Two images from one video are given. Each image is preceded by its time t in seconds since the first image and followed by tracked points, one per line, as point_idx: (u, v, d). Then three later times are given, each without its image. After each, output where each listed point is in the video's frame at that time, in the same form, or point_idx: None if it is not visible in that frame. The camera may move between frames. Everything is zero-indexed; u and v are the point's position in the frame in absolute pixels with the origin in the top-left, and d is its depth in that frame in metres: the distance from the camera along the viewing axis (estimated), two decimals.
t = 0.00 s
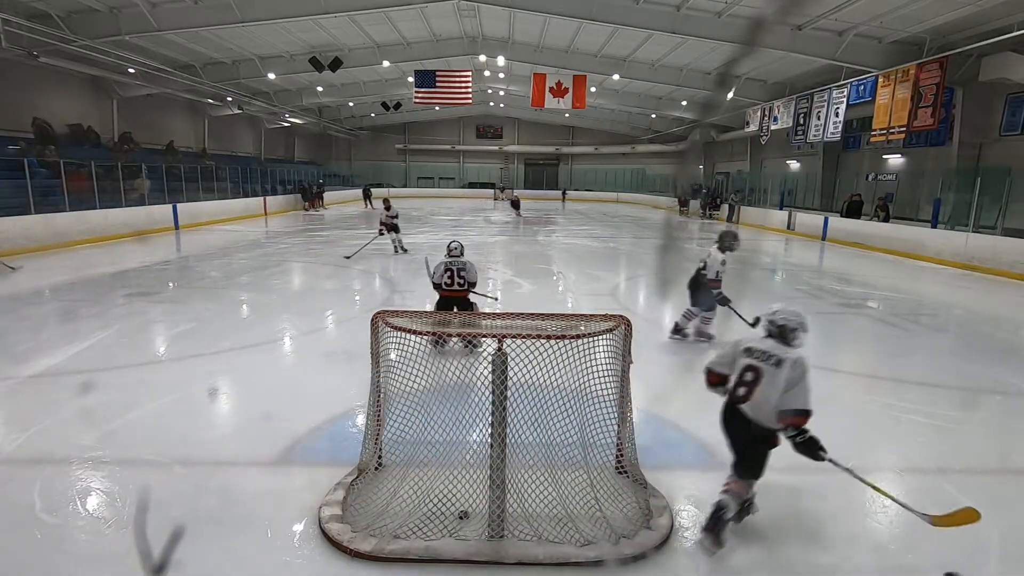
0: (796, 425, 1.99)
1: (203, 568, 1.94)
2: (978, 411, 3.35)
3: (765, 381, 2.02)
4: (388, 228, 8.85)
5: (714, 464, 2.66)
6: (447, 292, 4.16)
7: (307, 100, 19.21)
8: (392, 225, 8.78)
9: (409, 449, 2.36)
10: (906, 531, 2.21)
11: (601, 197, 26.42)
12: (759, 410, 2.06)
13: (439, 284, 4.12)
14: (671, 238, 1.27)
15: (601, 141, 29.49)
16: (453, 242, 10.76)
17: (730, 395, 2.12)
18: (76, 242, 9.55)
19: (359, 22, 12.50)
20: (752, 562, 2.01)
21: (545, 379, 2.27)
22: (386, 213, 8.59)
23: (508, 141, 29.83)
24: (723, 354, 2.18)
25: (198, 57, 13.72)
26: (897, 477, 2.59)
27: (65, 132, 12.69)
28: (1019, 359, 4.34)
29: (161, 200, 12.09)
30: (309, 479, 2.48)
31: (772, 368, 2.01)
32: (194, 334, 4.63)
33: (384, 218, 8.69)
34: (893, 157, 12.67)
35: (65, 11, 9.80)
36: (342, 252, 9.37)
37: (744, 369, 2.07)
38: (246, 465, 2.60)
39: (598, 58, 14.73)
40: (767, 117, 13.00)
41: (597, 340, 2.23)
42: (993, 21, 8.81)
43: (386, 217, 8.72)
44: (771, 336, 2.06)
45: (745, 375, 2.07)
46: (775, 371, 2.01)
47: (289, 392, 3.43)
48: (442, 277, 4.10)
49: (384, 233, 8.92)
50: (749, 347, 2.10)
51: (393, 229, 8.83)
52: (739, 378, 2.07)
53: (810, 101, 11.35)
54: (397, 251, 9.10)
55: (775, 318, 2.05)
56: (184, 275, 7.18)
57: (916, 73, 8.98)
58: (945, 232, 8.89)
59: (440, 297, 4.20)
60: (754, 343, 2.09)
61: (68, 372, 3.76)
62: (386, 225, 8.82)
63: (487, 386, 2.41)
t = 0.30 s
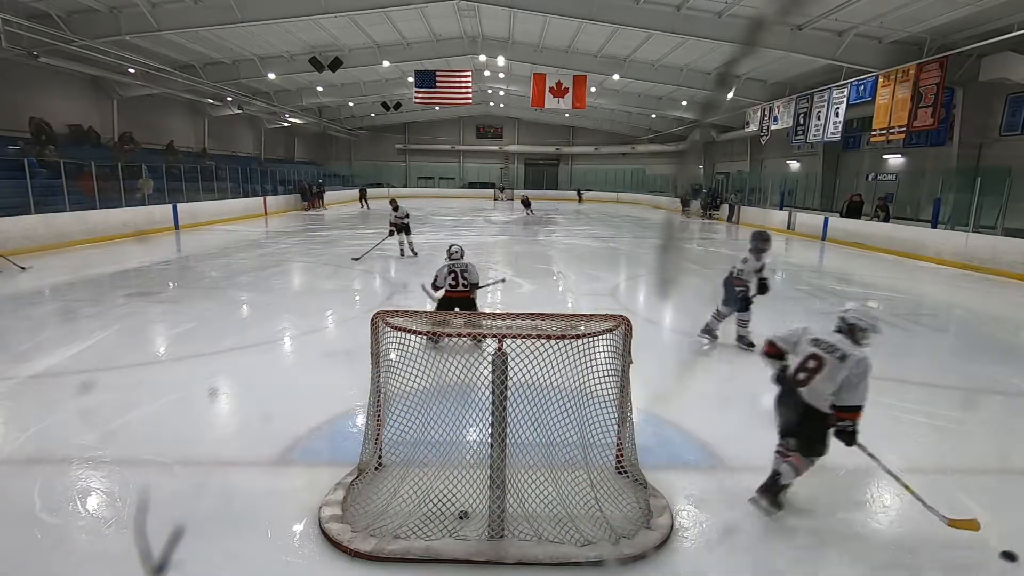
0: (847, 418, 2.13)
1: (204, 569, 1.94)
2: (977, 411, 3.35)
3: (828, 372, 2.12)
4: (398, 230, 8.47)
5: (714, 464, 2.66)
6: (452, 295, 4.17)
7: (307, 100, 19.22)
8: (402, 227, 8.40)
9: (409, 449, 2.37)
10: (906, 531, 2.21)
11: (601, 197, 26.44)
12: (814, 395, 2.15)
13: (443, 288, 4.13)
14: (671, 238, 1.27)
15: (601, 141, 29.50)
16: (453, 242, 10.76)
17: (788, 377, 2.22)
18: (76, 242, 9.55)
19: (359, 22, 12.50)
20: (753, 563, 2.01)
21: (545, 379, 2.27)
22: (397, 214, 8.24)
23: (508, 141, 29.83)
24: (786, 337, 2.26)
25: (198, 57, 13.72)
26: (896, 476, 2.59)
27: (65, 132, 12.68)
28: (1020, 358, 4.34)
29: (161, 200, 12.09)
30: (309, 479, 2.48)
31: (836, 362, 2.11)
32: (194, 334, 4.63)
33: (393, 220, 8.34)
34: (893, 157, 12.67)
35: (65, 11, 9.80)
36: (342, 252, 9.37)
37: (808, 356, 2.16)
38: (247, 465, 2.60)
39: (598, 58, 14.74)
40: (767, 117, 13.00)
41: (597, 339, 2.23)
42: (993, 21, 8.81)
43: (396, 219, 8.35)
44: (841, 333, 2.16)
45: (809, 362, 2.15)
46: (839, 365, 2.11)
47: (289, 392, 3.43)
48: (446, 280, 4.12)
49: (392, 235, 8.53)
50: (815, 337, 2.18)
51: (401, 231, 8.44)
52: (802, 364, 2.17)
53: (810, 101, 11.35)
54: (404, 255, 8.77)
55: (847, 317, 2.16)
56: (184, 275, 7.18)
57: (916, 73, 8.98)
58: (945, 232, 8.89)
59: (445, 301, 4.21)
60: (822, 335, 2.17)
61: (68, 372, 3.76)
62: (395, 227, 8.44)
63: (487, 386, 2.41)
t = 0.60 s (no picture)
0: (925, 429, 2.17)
1: (204, 568, 1.94)
2: (977, 411, 3.35)
3: (906, 382, 2.13)
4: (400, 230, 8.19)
5: (714, 464, 2.66)
6: (451, 299, 4.17)
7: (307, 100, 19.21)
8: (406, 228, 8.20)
9: (409, 449, 2.37)
10: (905, 531, 2.21)
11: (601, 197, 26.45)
12: (886, 397, 2.20)
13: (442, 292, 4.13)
14: (671, 238, 1.27)
15: (601, 141, 29.51)
16: (453, 242, 10.77)
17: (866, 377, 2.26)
18: (76, 242, 9.55)
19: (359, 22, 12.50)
20: (753, 563, 2.01)
21: (545, 379, 2.27)
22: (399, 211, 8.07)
23: (508, 141, 29.84)
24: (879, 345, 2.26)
25: (198, 57, 13.72)
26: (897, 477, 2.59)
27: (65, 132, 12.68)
28: (1020, 359, 4.33)
29: (161, 200, 12.09)
30: (309, 479, 2.48)
31: (916, 374, 2.11)
32: (194, 334, 4.62)
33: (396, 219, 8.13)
34: (893, 157, 12.66)
35: (65, 11, 9.80)
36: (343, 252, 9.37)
37: (890, 362, 2.17)
38: (247, 465, 2.60)
39: (598, 58, 14.74)
40: (767, 117, 13.00)
41: (597, 339, 2.23)
42: (993, 21, 8.81)
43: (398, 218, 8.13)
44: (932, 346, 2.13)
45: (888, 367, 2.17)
46: (919, 376, 2.11)
47: (289, 392, 3.43)
48: (445, 285, 4.12)
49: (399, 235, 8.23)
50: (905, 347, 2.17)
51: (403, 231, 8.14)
52: (881, 368, 2.19)
53: (810, 101, 11.35)
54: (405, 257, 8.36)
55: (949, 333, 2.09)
56: (184, 275, 7.18)
57: (916, 73, 8.98)
58: (945, 232, 8.89)
59: (444, 306, 4.22)
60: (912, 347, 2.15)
61: (67, 372, 3.76)
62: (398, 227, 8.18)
63: (487, 386, 2.41)
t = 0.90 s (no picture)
0: None
1: (204, 568, 1.94)
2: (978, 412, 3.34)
3: (1022, 382, 2.08)
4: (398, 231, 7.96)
5: (714, 463, 2.66)
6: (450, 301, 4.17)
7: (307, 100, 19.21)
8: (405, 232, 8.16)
9: (409, 449, 2.36)
10: (907, 531, 2.21)
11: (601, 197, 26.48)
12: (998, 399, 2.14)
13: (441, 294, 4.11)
14: (671, 238, 1.27)
15: (601, 141, 29.52)
16: (454, 242, 10.77)
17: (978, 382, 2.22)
18: (76, 242, 9.55)
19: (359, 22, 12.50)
20: (753, 563, 2.01)
21: (545, 379, 2.27)
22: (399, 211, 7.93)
23: (508, 141, 29.85)
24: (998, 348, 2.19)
25: (198, 57, 13.72)
26: (897, 477, 2.59)
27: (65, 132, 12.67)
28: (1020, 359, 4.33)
29: (161, 200, 12.09)
30: (309, 479, 2.48)
31: None
32: (193, 334, 4.62)
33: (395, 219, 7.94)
34: (893, 157, 12.66)
35: (65, 11, 9.80)
36: (344, 252, 9.37)
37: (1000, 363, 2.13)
38: (247, 465, 2.60)
39: (598, 58, 14.74)
40: (767, 117, 13.00)
41: (597, 339, 2.23)
42: (993, 21, 8.81)
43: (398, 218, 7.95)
44: None
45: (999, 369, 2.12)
46: None
47: (289, 392, 3.43)
48: (444, 287, 4.11)
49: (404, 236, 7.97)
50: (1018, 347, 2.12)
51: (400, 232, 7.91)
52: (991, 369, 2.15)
53: (810, 101, 11.35)
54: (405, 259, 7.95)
55: None
56: (184, 275, 7.18)
57: (916, 73, 8.98)
58: (945, 232, 8.89)
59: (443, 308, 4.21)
60: None
61: (67, 372, 3.76)
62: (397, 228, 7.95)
63: (487, 386, 2.41)
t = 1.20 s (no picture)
0: None
1: (204, 568, 1.94)
2: (977, 411, 3.35)
3: None
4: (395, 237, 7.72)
5: (714, 464, 2.66)
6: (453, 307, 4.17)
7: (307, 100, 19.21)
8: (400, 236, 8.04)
9: (409, 449, 2.37)
10: (907, 531, 2.21)
11: (601, 197, 26.48)
12: None
13: (444, 301, 4.13)
14: (671, 239, 1.28)
15: (601, 141, 29.52)
16: (453, 242, 10.78)
17: None
18: (76, 242, 9.55)
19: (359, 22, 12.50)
20: (753, 563, 2.01)
21: (545, 379, 2.27)
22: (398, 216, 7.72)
23: (508, 141, 29.85)
24: None
25: (198, 57, 13.72)
26: (897, 477, 2.60)
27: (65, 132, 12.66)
28: (1019, 358, 4.34)
29: (161, 200, 12.09)
30: (309, 479, 2.48)
31: None
32: (193, 333, 4.63)
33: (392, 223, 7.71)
34: (893, 157, 12.66)
35: (65, 11, 9.80)
36: (344, 252, 9.38)
37: None
38: (246, 465, 2.60)
39: (598, 58, 14.74)
40: (767, 117, 12.99)
41: (597, 339, 2.23)
42: (993, 21, 8.81)
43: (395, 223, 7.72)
44: None
45: None
46: None
47: (289, 392, 3.43)
48: (445, 293, 4.13)
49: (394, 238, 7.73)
50: None
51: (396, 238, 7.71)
52: None
53: (810, 101, 11.35)
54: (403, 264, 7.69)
55: None
56: (184, 275, 7.18)
57: (916, 73, 8.99)
58: (945, 232, 8.89)
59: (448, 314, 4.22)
60: None
61: (67, 372, 3.76)
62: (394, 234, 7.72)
63: (487, 387, 2.41)
